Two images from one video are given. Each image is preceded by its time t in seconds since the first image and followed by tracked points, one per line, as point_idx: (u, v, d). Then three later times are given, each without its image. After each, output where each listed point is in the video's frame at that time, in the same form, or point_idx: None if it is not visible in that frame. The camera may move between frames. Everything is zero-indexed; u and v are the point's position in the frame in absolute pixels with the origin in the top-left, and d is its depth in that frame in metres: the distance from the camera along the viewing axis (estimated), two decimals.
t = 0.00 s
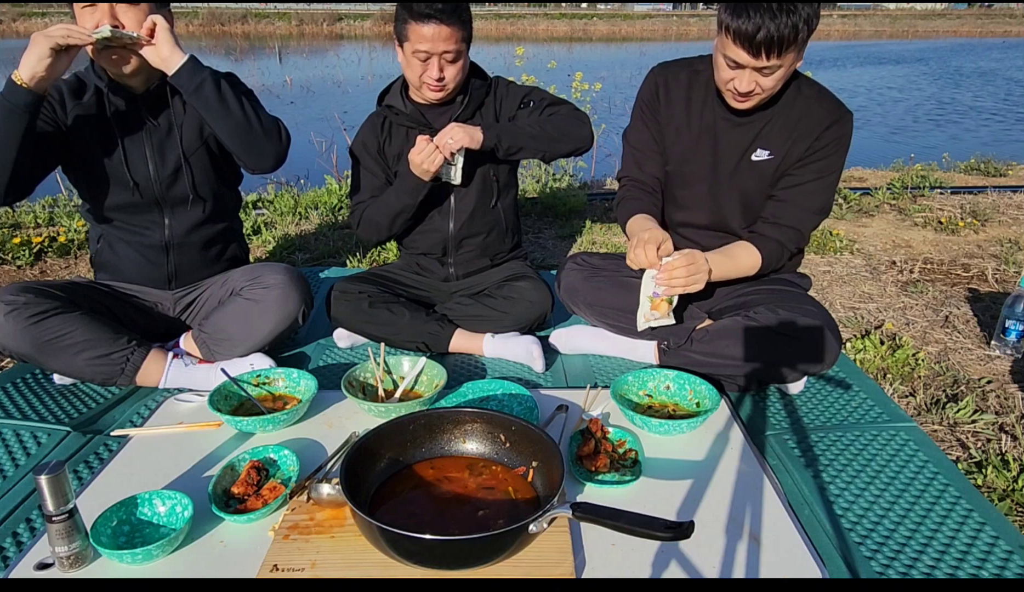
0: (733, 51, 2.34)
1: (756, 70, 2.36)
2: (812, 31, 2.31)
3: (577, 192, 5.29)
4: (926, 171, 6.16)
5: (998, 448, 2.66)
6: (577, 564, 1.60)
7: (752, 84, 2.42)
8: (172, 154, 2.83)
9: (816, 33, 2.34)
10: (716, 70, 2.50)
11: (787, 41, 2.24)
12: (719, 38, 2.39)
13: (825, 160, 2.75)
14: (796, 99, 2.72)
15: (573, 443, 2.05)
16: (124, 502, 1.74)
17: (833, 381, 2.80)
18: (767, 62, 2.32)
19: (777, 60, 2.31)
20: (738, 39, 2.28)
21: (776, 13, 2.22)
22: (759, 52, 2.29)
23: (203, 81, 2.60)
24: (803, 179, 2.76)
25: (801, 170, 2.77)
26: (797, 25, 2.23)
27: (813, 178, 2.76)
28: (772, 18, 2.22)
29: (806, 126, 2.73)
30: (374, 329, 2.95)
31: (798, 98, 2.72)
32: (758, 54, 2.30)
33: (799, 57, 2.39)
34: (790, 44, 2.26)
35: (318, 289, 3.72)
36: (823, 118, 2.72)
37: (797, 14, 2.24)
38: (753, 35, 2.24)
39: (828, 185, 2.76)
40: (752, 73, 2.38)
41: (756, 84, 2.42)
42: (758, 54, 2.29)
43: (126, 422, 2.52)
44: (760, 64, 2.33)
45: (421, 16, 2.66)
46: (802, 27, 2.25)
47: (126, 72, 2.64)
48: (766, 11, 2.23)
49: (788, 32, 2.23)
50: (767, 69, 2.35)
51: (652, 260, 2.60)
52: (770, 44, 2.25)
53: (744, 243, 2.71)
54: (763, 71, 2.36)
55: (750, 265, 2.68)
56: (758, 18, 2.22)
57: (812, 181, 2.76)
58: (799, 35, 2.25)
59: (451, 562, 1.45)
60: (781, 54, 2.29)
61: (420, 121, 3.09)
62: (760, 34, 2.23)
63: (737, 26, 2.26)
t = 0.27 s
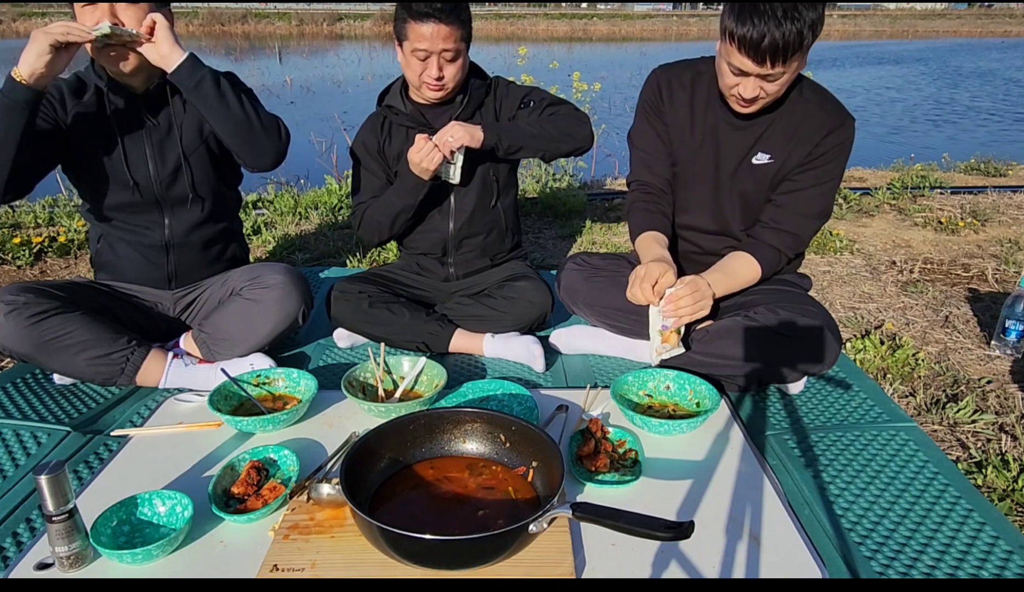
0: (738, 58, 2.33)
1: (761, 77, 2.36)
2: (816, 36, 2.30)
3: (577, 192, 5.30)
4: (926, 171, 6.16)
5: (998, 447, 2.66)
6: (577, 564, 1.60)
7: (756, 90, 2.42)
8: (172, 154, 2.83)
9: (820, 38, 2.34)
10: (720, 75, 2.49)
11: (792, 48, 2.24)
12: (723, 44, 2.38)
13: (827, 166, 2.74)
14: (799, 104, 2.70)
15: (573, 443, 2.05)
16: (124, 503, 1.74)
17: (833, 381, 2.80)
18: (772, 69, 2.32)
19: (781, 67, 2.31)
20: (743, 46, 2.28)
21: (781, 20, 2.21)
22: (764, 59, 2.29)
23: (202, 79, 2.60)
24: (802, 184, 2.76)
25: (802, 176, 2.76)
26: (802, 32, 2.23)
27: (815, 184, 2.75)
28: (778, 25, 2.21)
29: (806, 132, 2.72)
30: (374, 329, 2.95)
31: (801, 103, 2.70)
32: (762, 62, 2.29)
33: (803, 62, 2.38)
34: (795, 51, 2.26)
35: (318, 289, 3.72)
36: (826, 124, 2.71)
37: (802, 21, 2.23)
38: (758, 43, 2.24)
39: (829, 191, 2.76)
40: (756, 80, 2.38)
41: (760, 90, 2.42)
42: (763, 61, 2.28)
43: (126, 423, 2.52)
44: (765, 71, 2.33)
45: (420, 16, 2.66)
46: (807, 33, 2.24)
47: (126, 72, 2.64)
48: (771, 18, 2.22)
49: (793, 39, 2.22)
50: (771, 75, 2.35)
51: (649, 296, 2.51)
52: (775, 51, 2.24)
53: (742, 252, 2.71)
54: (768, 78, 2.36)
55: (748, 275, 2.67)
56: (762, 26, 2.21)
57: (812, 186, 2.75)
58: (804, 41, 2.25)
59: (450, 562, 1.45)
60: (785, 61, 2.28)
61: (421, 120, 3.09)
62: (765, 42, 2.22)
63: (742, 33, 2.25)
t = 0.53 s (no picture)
0: (744, 61, 2.33)
1: (767, 80, 2.36)
2: (823, 39, 2.30)
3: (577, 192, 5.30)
4: (926, 171, 6.17)
5: (998, 447, 2.66)
6: (577, 564, 1.60)
7: (761, 93, 2.42)
8: (172, 154, 2.83)
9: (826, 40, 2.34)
10: (725, 77, 2.49)
11: (798, 51, 2.24)
12: (729, 47, 2.38)
13: (829, 171, 2.74)
14: (801, 108, 2.71)
15: (573, 443, 2.05)
16: (124, 503, 1.74)
17: (833, 381, 2.80)
18: (778, 72, 2.32)
19: (788, 71, 2.31)
20: (750, 50, 2.28)
21: (788, 23, 2.21)
22: (770, 62, 2.28)
23: (201, 77, 2.60)
24: (805, 190, 2.75)
25: (805, 180, 2.76)
26: (809, 35, 2.23)
27: (818, 188, 2.74)
28: (785, 28, 2.21)
29: (809, 137, 2.71)
30: (374, 329, 2.95)
31: (804, 107, 2.71)
32: (769, 65, 2.29)
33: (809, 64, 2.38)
34: (802, 54, 2.25)
35: (318, 289, 3.72)
36: (828, 128, 2.71)
37: (809, 24, 2.23)
38: (765, 46, 2.23)
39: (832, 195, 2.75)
40: (762, 83, 2.38)
41: (766, 92, 2.42)
42: (769, 65, 2.28)
43: (126, 423, 2.52)
44: (771, 74, 2.33)
45: (420, 15, 2.66)
46: (814, 36, 2.24)
47: (126, 72, 2.64)
48: (778, 21, 2.22)
49: (800, 42, 2.22)
50: (777, 78, 2.35)
51: (637, 320, 2.48)
52: (781, 55, 2.24)
53: (744, 260, 2.71)
54: (774, 81, 2.36)
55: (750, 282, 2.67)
56: (769, 29, 2.21)
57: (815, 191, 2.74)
58: (811, 44, 2.24)
59: (450, 562, 1.45)
60: (792, 64, 2.28)
61: (421, 120, 3.09)
62: (772, 45, 2.21)
63: (749, 36, 2.25)
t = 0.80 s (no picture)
0: (749, 65, 2.32)
1: (773, 84, 2.36)
2: (829, 44, 2.30)
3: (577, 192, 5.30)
4: (926, 171, 6.17)
5: (998, 447, 2.66)
6: (577, 564, 1.60)
7: (766, 98, 2.42)
8: (172, 153, 2.84)
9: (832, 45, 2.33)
10: (730, 81, 2.49)
11: (804, 56, 2.23)
12: (735, 51, 2.38)
13: (836, 176, 2.73)
14: (807, 113, 2.70)
15: (573, 443, 2.05)
16: (124, 503, 1.74)
17: (833, 381, 2.81)
18: (783, 76, 2.31)
19: (793, 75, 2.30)
20: (755, 54, 2.27)
21: (795, 27, 2.20)
22: (776, 67, 2.28)
23: (201, 76, 2.60)
24: (812, 197, 2.74)
25: (812, 186, 2.75)
26: (815, 39, 2.22)
27: (826, 194, 2.74)
28: (791, 32, 2.20)
29: (816, 142, 2.71)
30: (374, 329, 2.95)
31: (809, 111, 2.70)
32: (774, 70, 2.29)
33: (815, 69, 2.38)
34: (807, 59, 2.25)
35: (318, 289, 3.73)
36: (834, 133, 2.70)
37: (815, 28, 2.22)
38: (771, 51, 2.23)
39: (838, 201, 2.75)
40: (768, 87, 2.38)
41: (771, 98, 2.42)
42: (775, 69, 2.28)
43: (126, 422, 2.52)
44: (777, 79, 2.32)
45: (419, 14, 2.66)
46: (820, 41, 2.24)
47: (126, 71, 2.64)
48: (784, 26, 2.21)
49: (806, 47, 2.21)
50: (783, 83, 2.35)
51: (622, 339, 2.30)
52: (787, 59, 2.24)
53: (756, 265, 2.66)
54: (779, 86, 2.36)
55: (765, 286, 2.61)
56: (775, 34, 2.21)
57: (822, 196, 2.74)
58: (817, 49, 2.24)
59: (450, 562, 1.45)
60: (798, 69, 2.28)
61: (421, 120, 3.10)
62: (779, 50, 2.21)
63: (754, 41, 2.24)
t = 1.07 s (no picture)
0: (738, 68, 2.32)
1: (763, 86, 2.35)
2: (818, 45, 2.30)
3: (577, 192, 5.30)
4: (926, 171, 6.17)
5: (998, 447, 2.66)
6: (577, 564, 1.60)
7: (758, 100, 2.41)
8: (172, 153, 2.84)
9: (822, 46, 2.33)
10: (722, 85, 2.49)
11: (793, 57, 2.23)
12: (725, 54, 2.38)
13: (840, 178, 2.71)
14: (808, 113, 2.68)
15: (573, 443, 2.05)
16: (124, 502, 1.74)
17: (833, 381, 2.81)
18: (773, 78, 2.31)
19: (783, 76, 2.30)
20: (743, 56, 2.28)
21: (782, 29, 2.21)
22: (765, 69, 2.28)
23: (200, 74, 2.60)
24: (818, 200, 2.72)
25: (817, 189, 2.73)
26: (803, 40, 2.22)
27: (831, 196, 2.72)
28: (778, 33, 2.20)
29: (818, 144, 2.69)
30: (374, 329, 2.95)
31: (810, 112, 2.68)
32: (763, 71, 2.29)
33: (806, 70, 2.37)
34: (796, 59, 2.25)
35: (318, 289, 3.73)
36: (837, 134, 2.68)
37: (803, 29, 2.22)
38: (758, 53, 2.23)
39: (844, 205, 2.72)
40: (759, 90, 2.38)
41: (763, 100, 2.41)
42: (763, 71, 2.28)
43: (126, 423, 2.52)
44: (767, 80, 2.32)
45: (420, 10, 2.68)
46: (809, 42, 2.24)
47: (126, 70, 2.64)
48: (771, 27, 2.21)
49: (794, 47, 2.21)
50: (774, 85, 2.34)
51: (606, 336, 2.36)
52: (776, 60, 2.24)
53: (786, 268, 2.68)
54: (770, 87, 2.36)
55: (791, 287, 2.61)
56: (762, 36, 2.21)
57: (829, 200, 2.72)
58: (806, 50, 2.24)
59: (450, 562, 1.45)
60: (787, 69, 2.28)
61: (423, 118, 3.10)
62: (766, 51, 2.21)
63: (742, 43, 2.25)
